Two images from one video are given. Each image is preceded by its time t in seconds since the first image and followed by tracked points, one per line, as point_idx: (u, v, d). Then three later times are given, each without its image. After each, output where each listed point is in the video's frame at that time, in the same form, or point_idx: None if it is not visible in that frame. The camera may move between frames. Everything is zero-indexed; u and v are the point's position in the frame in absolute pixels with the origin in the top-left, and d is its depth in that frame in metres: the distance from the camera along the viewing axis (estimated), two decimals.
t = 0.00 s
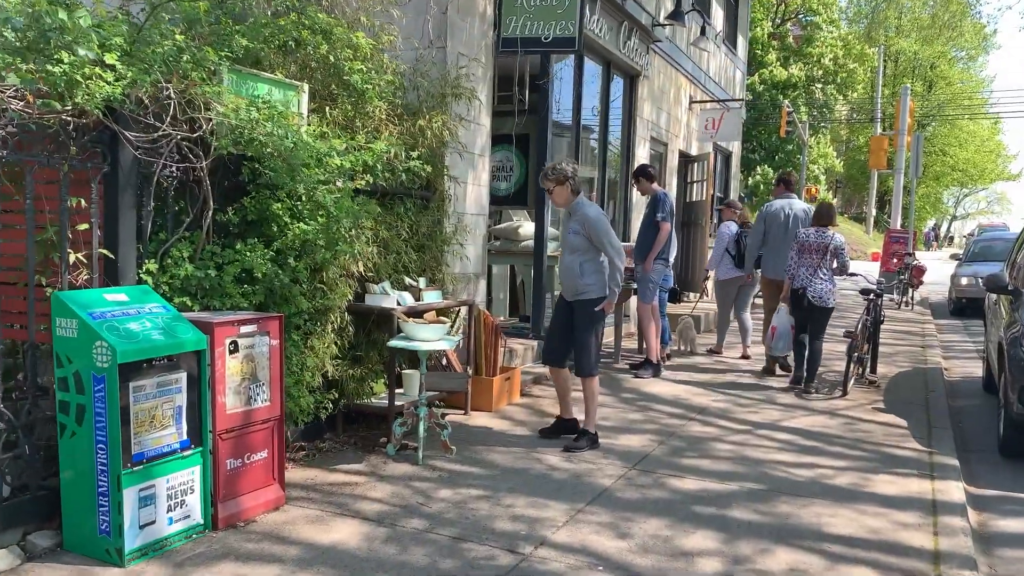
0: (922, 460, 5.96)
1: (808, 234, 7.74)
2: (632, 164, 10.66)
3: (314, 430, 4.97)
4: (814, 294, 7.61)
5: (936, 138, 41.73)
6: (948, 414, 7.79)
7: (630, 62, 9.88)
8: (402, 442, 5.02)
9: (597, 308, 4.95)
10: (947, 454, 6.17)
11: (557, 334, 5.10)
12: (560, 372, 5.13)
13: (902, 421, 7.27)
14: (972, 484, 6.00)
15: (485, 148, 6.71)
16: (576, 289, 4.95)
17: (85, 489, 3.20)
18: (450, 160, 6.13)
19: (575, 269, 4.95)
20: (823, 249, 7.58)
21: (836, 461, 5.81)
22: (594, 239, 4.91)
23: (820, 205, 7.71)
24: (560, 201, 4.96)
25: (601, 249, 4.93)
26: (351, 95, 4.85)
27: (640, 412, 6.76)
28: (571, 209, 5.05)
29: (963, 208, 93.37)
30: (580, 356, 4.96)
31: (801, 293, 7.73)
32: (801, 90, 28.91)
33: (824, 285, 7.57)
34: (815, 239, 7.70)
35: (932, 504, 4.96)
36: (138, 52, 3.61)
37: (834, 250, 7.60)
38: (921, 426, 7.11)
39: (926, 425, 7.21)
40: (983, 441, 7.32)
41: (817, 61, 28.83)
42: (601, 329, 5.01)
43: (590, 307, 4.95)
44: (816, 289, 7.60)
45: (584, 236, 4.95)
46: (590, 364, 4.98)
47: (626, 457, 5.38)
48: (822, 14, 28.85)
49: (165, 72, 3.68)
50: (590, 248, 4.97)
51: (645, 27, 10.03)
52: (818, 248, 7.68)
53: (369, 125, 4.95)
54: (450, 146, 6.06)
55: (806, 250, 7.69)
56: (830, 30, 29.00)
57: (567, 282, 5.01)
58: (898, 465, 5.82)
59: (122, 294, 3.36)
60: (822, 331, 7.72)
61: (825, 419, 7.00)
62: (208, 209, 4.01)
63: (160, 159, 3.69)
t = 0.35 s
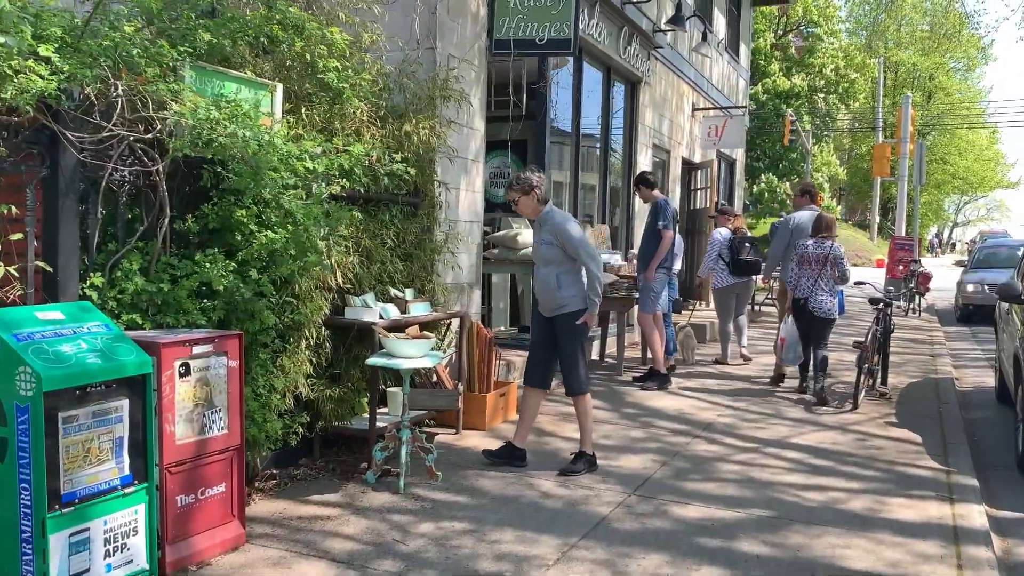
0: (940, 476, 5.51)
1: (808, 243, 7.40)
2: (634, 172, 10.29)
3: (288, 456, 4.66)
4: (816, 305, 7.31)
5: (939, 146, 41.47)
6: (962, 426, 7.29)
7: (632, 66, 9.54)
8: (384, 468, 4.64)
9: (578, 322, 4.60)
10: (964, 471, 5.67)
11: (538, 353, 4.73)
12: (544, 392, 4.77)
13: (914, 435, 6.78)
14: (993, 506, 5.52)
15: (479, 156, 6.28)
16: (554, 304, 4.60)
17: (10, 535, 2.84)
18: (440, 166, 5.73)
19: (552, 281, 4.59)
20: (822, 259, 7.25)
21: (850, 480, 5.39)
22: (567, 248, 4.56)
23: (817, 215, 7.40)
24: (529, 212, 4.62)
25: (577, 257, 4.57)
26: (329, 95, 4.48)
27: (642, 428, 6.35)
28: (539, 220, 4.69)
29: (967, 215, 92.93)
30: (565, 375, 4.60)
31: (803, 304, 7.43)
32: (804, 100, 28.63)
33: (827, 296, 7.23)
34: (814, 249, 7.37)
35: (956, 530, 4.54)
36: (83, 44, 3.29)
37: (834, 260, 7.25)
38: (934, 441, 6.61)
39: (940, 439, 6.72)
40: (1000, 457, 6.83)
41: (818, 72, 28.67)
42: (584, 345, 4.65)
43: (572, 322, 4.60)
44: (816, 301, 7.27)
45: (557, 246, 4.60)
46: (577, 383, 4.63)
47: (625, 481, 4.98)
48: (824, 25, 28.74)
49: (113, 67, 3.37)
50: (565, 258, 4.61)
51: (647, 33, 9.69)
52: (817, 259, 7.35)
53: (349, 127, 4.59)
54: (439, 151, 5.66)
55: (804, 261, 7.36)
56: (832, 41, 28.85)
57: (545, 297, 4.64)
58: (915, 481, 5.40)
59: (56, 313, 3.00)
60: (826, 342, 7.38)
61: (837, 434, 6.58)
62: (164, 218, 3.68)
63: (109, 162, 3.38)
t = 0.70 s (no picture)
0: (948, 507, 5.15)
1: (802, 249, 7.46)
2: (629, 181, 9.99)
3: (245, 483, 4.41)
4: (811, 310, 7.33)
5: (941, 158, 41.23)
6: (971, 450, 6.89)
7: (627, 72, 9.27)
8: (346, 498, 4.35)
9: (528, 334, 4.34)
10: (974, 502, 5.29)
11: (487, 370, 4.49)
12: (498, 409, 4.54)
13: (919, 460, 6.40)
14: (1006, 541, 5.13)
15: (462, 165, 5.97)
16: (502, 316, 4.35)
17: None
18: (419, 175, 5.39)
19: (499, 292, 4.34)
20: (817, 265, 7.28)
21: (851, 511, 5.03)
22: (514, 256, 4.31)
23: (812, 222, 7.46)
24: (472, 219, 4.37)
25: (524, 265, 4.33)
26: (291, 98, 4.20)
27: (630, 451, 6.02)
28: (483, 228, 4.44)
29: (972, 226, 92.45)
30: (516, 393, 4.34)
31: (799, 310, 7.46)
32: (807, 110, 28.38)
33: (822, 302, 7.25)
34: (809, 255, 7.38)
35: (965, 571, 4.18)
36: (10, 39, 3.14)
37: (829, 264, 7.28)
38: (941, 467, 6.21)
39: (947, 464, 6.33)
40: (1012, 483, 6.42)
41: (821, 82, 28.42)
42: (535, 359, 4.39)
43: (521, 334, 4.34)
44: (812, 306, 7.32)
45: (503, 254, 4.34)
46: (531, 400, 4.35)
47: (609, 512, 4.64)
48: (827, 35, 28.48)
49: (42, 64, 3.18)
50: (512, 267, 4.36)
51: (642, 39, 9.42)
52: (812, 265, 7.40)
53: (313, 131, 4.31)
54: (417, 158, 5.31)
55: (800, 268, 7.41)
56: (835, 50, 28.60)
57: (493, 309, 4.40)
58: (921, 513, 5.04)
59: None
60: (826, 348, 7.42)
61: (838, 459, 6.23)
62: (101, 229, 3.40)
63: (38, 168, 3.15)
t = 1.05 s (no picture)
0: (950, 541, 4.83)
1: (802, 263, 7.23)
2: (618, 189, 9.73)
3: (192, 512, 4.09)
4: (809, 326, 7.06)
5: (941, 168, 41.04)
6: (973, 474, 6.57)
7: (616, 77, 9.02)
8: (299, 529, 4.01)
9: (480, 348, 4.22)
10: (979, 536, 4.97)
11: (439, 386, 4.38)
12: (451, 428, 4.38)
13: (919, 486, 6.08)
14: None
15: (436, 172, 5.70)
16: (452, 331, 4.23)
17: None
18: (388, 182, 5.11)
19: (447, 305, 4.23)
20: (817, 279, 7.04)
21: (846, 545, 4.71)
22: (462, 267, 4.21)
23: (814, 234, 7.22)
24: (420, 230, 4.28)
25: (473, 275, 4.21)
26: (239, 99, 3.95)
27: (613, 475, 5.69)
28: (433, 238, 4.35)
29: (971, 235, 92.40)
30: (464, 411, 4.20)
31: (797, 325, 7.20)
32: (806, 118, 28.18)
33: (821, 318, 7.01)
34: (809, 269, 7.14)
35: None
36: None
37: (829, 279, 7.02)
38: (943, 494, 5.89)
39: (949, 491, 6.01)
40: (1018, 511, 6.09)
41: (820, 90, 28.24)
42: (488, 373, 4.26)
43: (471, 348, 4.21)
44: (811, 322, 7.05)
45: (452, 265, 4.24)
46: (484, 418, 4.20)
47: (582, 545, 4.33)
48: (826, 43, 28.29)
49: None
50: (462, 278, 4.24)
51: (632, 43, 9.19)
52: (813, 280, 7.15)
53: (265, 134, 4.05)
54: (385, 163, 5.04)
55: (800, 281, 7.16)
56: (834, 58, 28.41)
57: (442, 323, 4.29)
58: (922, 547, 4.71)
59: None
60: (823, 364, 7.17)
61: (832, 485, 5.91)
62: (21, 239, 3.14)
63: None
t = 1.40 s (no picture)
0: (956, 568, 4.53)
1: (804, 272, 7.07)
2: (601, 200, 9.49)
3: (128, 550, 3.69)
4: (809, 335, 6.89)
5: (924, 180, 41.42)
6: (973, 492, 6.30)
7: (597, 85, 8.82)
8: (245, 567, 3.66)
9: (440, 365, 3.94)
10: (986, 561, 4.68)
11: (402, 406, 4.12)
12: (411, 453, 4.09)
13: (919, 506, 5.79)
14: None
15: (405, 180, 5.40)
16: (411, 347, 3.97)
17: None
18: (350, 190, 4.83)
19: (406, 319, 3.98)
20: (819, 288, 6.89)
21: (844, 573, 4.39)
22: (419, 278, 3.93)
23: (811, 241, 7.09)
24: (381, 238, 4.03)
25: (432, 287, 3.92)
26: (179, 98, 3.67)
27: (595, 499, 5.36)
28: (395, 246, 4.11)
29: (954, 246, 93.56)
30: (421, 435, 3.93)
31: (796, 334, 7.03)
32: (791, 131, 28.31)
33: (820, 327, 6.85)
34: (811, 277, 6.99)
35: None
36: None
37: (831, 288, 6.88)
38: (946, 515, 5.60)
39: (951, 512, 5.72)
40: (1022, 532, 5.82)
41: (804, 103, 28.41)
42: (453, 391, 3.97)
43: (431, 365, 3.94)
44: (812, 332, 6.87)
45: (410, 275, 3.97)
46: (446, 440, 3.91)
47: None
48: (810, 56, 28.51)
49: None
50: (422, 290, 3.97)
51: (612, 50, 9.00)
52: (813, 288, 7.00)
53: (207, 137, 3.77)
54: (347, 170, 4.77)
55: (800, 289, 7.00)
56: (818, 72, 28.64)
57: (403, 338, 4.04)
58: None
59: None
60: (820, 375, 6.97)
61: (827, 506, 5.61)
62: None
63: None
